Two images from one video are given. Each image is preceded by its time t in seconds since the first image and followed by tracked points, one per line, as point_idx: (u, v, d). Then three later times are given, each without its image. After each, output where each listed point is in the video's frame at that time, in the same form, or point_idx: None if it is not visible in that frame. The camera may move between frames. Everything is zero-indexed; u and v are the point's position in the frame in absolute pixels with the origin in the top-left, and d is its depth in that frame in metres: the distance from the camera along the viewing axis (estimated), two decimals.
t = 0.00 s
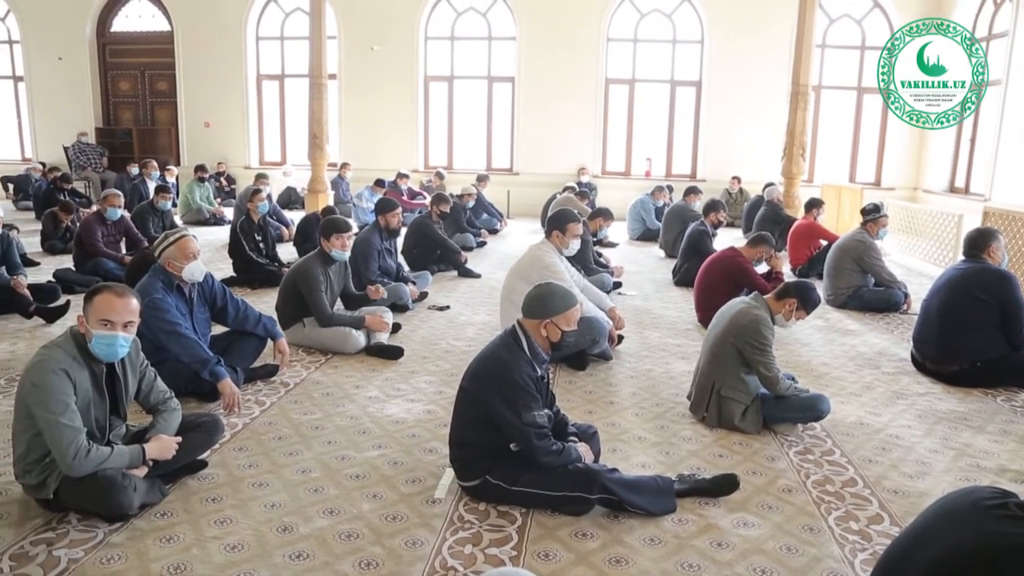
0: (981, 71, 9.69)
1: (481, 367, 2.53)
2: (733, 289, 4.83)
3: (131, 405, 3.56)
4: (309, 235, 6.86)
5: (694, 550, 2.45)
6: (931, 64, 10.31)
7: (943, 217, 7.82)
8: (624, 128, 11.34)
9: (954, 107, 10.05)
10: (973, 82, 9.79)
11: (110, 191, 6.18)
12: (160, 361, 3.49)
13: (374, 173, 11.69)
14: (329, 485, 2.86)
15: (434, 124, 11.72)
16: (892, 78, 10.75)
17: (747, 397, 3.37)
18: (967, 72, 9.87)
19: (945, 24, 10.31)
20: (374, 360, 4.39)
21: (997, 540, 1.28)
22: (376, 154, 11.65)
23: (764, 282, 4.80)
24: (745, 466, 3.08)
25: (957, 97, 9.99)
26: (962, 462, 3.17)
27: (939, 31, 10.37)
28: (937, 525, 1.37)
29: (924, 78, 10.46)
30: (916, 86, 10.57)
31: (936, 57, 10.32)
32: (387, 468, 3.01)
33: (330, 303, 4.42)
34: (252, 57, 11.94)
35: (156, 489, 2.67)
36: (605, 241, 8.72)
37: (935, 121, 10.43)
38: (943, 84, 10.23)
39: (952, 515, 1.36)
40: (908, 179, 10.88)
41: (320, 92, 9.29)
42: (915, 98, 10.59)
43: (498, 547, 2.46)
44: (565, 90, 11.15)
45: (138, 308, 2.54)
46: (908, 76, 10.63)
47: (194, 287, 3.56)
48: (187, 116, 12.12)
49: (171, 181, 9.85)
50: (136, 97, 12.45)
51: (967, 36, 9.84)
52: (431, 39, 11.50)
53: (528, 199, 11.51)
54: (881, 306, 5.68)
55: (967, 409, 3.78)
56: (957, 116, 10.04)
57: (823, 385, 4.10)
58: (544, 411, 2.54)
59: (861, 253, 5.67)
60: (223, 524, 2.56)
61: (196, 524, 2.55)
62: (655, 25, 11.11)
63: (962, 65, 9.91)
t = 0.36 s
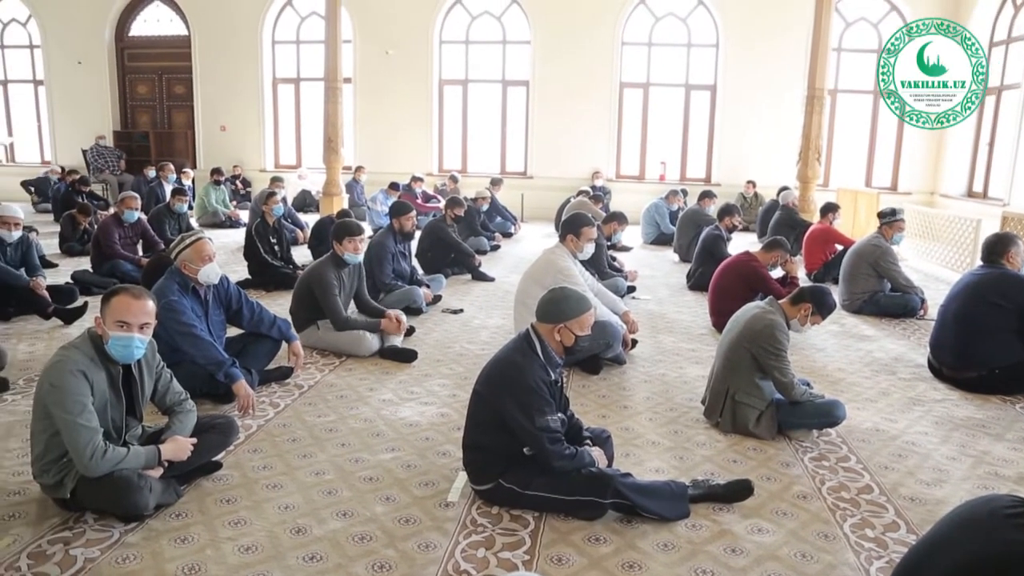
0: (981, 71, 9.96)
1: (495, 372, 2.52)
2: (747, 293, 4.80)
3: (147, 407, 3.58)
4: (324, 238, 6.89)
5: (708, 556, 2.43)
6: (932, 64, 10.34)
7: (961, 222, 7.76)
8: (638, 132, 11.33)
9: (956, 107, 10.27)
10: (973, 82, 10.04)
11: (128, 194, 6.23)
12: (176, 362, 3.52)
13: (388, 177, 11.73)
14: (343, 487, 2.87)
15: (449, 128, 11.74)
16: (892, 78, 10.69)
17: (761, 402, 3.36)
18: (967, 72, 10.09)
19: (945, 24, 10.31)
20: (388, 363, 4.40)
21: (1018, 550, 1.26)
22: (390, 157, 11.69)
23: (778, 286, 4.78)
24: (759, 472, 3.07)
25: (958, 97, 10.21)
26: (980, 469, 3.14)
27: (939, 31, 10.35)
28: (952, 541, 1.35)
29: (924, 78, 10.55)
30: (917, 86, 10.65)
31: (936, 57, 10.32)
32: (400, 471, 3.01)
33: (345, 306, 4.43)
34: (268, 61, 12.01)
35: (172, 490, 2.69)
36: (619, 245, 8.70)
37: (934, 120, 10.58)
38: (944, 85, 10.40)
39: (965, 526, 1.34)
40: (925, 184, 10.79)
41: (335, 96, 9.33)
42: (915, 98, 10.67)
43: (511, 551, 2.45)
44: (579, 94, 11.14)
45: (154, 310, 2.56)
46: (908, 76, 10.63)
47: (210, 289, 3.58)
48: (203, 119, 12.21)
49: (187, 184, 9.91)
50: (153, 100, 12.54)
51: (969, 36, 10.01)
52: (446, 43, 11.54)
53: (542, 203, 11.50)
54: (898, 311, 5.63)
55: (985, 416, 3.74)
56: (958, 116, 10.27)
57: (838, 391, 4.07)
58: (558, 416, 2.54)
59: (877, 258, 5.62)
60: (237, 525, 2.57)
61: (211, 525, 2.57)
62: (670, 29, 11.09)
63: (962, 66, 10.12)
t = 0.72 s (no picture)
0: (981, 71, 10.03)
1: (508, 376, 2.52)
2: (762, 298, 4.78)
3: (162, 408, 3.61)
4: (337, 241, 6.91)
5: (721, 562, 2.42)
6: (932, 64, 10.37)
7: (978, 227, 7.69)
8: (653, 135, 11.31)
9: (956, 107, 10.35)
10: (973, 82, 10.10)
11: (144, 197, 6.28)
12: (190, 365, 3.54)
13: (402, 180, 11.77)
14: (356, 490, 2.88)
15: (463, 132, 11.76)
16: (892, 78, 10.70)
17: (776, 408, 3.34)
18: (967, 72, 10.17)
19: (945, 23, 10.28)
20: (401, 366, 4.41)
21: None
22: (405, 160, 11.72)
23: (793, 291, 4.76)
24: (773, 478, 3.05)
25: (959, 96, 10.28)
26: (998, 477, 3.11)
27: (939, 31, 10.33)
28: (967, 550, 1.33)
29: (924, 79, 10.56)
30: (917, 86, 10.65)
31: (936, 57, 10.35)
32: (413, 474, 3.01)
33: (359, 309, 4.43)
34: (284, 65, 12.08)
35: (186, 491, 2.70)
36: (632, 249, 8.69)
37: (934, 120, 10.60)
38: (944, 85, 10.47)
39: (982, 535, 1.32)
40: (942, 188, 10.69)
41: (349, 99, 9.36)
42: (915, 98, 10.67)
43: (523, 555, 2.45)
44: (593, 97, 11.14)
45: (170, 312, 2.58)
46: (908, 76, 10.65)
47: (224, 292, 3.61)
48: (219, 123, 12.29)
49: (203, 187, 9.97)
50: (169, 104, 12.63)
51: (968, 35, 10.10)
52: (460, 47, 11.57)
53: (556, 206, 11.50)
54: (914, 316, 5.59)
55: (1002, 423, 3.71)
56: (958, 116, 10.37)
57: (853, 396, 4.04)
58: (571, 420, 2.54)
59: (893, 262, 5.58)
60: (251, 527, 2.59)
61: (224, 527, 2.58)
62: (684, 33, 11.07)
63: (962, 65, 10.18)
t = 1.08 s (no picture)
0: (981, 71, 10.21)
1: (520, 379, 2.52)
2: (776, 302, 4.75)
3: (176, 410, 3.63)
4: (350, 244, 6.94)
5: (734, 567, 2.41)
6: (931, 63, 10.39)
7: (995, 230, 7.64)
8: (665, 139, 11.30)
9: (956, 107, 10.49)
10: (973, 82, 10.33)
11: (159, 200, 6.32)
12: (204, 366, 3.56)
13: (415, 183, 11.80)
14: (368, 493, 2.88)
15: (476, 135, 11.78)
16: (891, 78, 10.65)
17: (789, 412, 3.32)
18: (967, 72, 10.38)
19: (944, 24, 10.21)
20: (413, 369, 4.42)
21: None
22: (417, 163, 11.76)
23: (807, 295, 4.74)
24: (787, 483, 3.03)
25: (959, 96, 10.48)
26: (1015, 484, 3.08)
27: (939, 31, 10.26)
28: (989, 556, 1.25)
29: (924, 78, 10.58)
30: (917, 86, 10.65)
31: (935, 57, 10.37)
32: (425, 477, 3.02)
33: (372, 312, 4.44)
34: (298, 69, 12.14)
35: (199, 493, 2.72)
36: (644, 253, 8.67)
37: (932, 120, 10.62)
38: (944, 85, 10.63)
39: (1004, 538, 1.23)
40: (957, 192, 10.61)
41: (362, 103, 9.39)
42: (915, 98, 10.68)
43: (535, 559, 2.45)
44: (605, 101, 11.14)
45: (183, 314, 2.59)
46: (908, 76, 10.62)
47: (238, 294, 3.62)
48: (233, 127, 12.37)
49: (217, 190, 10.03)
50: (184, 108, 12.72)
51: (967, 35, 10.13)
52: (473, 51, 11.59)
53: (568, 209, 11.50)
54: (929, 321, 5.55)
55: (1019, 429, 3.67)
56: (958, 115, 10.48)
57: (867, 401, 4.02)
58: (583, 424, 2.53)
59: (908, 266, 5.54)
60: (264, 528, 2.59)
61: (237, 528, 2.59)
62: (697, 37, 11.05)
63: (962, 65, 10.38)
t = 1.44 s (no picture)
0: (981, 71, 10.19)
1: (532, 382, 2.52)
2: (790, 306, 4.73)
3: (190, 411, 3.65)
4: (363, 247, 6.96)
5: (747, 573, 2.40)
6: (931, 63, 10.29)
7: (1011, 235, 7.58)
8: (678, 142, 11.27)
9: (955, 108, 10.34)
10: (974, 82, 10.24)
11: (173, 202, 6.36)
12: (218, 368, 3.57)
13: (427, 186, 11.83)
14: (380, 495, 2.89)
15: (488, 138, 11.78)
16: (892, 78, 10.44)
17: (802, 417, 3.31)
18: (967, 72, 10.30)
19: (944, 23, 10.17)
20: (425, 371, 4.42)
21: None
22: (430, 167, 11.79)
23: (820, 299, 4.71)
24: (800, 488, 3.02)
25: (958, 97, 10.32)
26: None
27: (939, 31, 10.20)
28: (1006, 565, 1.23)
29: (924, 78, 10.40)
30: (917, 86, 10.43)
31: (935, 57, 10.25)
32: (436, 480, 3.02)
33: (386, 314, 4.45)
34: (311, 72, 12.19)
35: (212, 494, 2.73)
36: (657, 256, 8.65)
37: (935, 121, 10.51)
38: (944, 85, 10.44)
39: (1015, 546, 1.21)
40: (973, 196, 10.53)
41: (376, 106, 9.42)
42: (915, 98, 10.49)
43: (547, 562, 2.45)
44: (617, 104, 11.14)
45: (198, 316, 2.60)
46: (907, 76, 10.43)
47: (252, 296, 3.64)
48: (247, 129, 12.44)
49: (231, 193, 10.10)
50: (199, 111, 12.80)
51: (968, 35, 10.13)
52: (485, 54, 11.60)
53: (580, 213, 11.49)
54: (944, 325, 5.51)
55: None
56: (958, 116, 10.35)
57: (881, 406, 3.99)
58: (595, 427, 2.53)
59: (923, 270, 5.51)
60: (276, 530, 2.60)
61: (250, 529, 2.60)
62: (710, 39, 11.02)
63: (963, 66, 10.33)
